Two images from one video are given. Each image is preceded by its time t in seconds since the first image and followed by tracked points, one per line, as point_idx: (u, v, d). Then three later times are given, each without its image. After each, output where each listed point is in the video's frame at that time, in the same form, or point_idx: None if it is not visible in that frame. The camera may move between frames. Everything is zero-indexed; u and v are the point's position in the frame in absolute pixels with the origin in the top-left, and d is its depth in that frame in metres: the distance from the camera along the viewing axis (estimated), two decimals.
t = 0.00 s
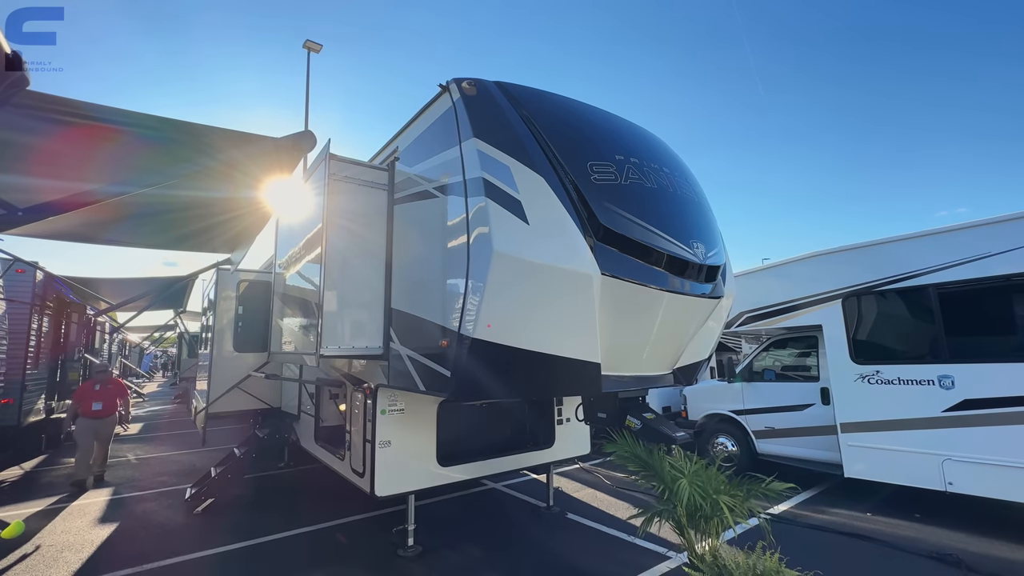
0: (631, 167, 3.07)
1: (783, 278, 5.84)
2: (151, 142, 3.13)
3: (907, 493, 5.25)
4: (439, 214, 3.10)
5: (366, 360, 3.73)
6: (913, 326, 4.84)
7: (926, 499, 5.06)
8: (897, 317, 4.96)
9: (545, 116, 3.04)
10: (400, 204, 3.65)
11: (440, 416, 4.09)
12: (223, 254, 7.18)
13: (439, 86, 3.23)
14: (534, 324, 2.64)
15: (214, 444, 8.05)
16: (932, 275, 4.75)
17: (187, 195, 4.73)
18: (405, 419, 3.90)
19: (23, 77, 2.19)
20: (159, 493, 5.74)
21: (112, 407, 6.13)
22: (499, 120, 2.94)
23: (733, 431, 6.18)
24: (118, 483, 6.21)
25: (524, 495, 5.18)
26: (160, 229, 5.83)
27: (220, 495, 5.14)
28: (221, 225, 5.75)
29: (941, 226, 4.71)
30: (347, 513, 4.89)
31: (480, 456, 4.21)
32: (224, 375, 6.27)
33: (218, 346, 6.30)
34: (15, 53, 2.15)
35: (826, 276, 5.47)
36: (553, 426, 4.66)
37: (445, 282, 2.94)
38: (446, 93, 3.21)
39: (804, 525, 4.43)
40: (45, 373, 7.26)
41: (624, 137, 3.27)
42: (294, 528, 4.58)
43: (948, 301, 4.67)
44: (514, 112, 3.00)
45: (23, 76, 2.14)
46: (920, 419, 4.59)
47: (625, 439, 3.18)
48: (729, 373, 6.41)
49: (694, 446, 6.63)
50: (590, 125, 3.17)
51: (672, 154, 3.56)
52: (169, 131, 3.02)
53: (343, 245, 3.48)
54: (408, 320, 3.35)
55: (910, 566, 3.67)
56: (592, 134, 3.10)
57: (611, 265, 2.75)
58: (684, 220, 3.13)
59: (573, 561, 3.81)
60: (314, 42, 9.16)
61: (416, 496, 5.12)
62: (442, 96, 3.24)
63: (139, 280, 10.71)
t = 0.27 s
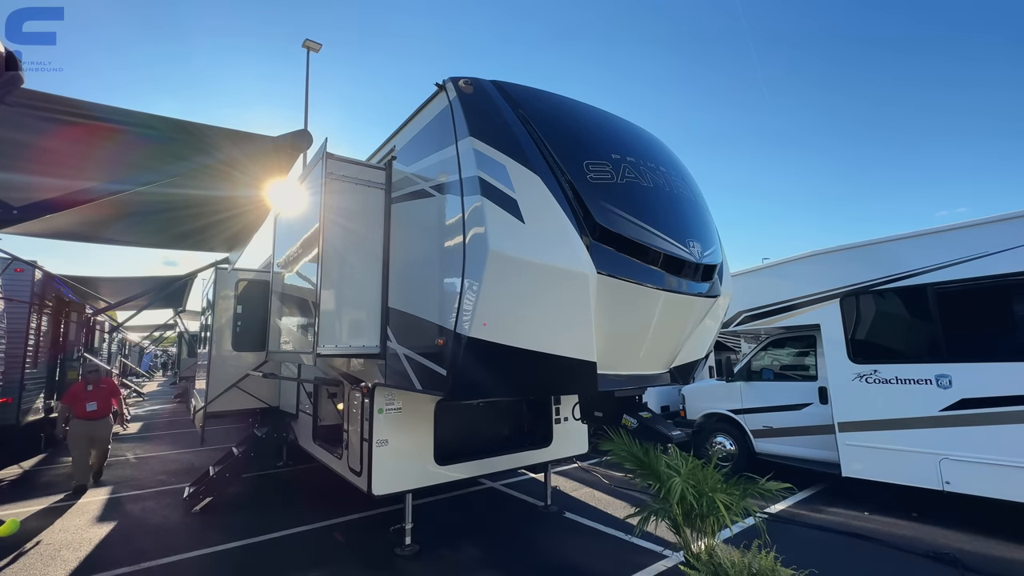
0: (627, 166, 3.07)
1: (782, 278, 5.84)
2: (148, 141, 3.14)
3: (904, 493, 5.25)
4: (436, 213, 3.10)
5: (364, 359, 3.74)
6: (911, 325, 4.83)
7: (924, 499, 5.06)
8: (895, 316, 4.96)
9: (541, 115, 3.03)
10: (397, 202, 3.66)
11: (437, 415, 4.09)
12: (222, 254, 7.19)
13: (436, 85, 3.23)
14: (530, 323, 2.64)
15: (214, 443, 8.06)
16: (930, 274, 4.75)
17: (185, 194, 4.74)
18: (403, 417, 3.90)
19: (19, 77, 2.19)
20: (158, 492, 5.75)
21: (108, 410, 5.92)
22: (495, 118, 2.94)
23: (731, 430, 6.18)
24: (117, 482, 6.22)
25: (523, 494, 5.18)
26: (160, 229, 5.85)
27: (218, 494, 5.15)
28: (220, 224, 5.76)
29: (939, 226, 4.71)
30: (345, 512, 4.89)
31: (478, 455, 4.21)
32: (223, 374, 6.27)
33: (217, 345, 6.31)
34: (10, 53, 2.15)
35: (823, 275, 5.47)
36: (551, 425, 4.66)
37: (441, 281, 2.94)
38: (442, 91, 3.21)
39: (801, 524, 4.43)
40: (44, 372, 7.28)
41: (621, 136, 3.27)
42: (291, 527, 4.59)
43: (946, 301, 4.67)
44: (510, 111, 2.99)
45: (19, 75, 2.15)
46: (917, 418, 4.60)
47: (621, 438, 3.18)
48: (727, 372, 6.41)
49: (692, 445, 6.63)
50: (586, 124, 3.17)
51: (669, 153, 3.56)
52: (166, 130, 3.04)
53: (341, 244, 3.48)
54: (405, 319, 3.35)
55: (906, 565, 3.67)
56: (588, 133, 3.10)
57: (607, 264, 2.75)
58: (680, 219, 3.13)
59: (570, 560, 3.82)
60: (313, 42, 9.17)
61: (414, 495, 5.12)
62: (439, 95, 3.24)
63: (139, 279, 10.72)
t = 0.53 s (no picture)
0: (623, 166, 3.07)
1: (780, 277, 5.83)
2: (144, 141, 3.13)
3: (903, 493, 5.24)
4: (432, 213, 3.10)
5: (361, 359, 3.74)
6: (909, 325, 4.83)
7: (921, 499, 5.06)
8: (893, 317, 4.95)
9: (537, 115, 3.03)
10: (394, 202, 3.65)
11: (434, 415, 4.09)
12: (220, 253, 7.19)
13: (432, 85, 3.22)
14: (525, 322, 2.64)
15: (212, 443, 8.06)
16: (928, 274, 4.75)
17: (183, 194, 4.75)
18: (399, 417, 3.90)
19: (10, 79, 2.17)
20: (156, 492, 5.76)
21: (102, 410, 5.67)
22: (491, 118, 2.94)
23: (728, 430, 6.17)
24: (115, 482, 6.23)
25: (520, 494, 5.19)
26: (158, 229, 5.86)
27: (216, 494, 5.15)
28: (218, 224, 5.76)
29: (937, 225, 4.70)
30: (343, 511, 4.90)
31: (476, 454, 4.20)
32: (220, 373, 6.27)
33: (215, 344, 6.32)
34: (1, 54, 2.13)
35: (821, 275, 5.46)
36: (548, 425, 4.66)
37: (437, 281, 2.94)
38: (438, 91, 3.21)
39: (799, 524, 4.42)
40: (43, 371, 7.28)
41: (616, 136, 3.27)
42: (289, 527, 4.59)
43: (944, 301, 4.67)
44: (505, 111, 2.99)
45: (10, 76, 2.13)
46: (915, 418, 4.59)
47: (617, 437, 3.18)
48: (725, 372, 6.40)
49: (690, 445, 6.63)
50: (582, 124, 3.17)
51: (665, 153, 3.56)
52: (162, 130, 3.02)
53: (338, 244, 3.48)
54: (402, 319, 3.35)
55: (904, 565, 3.66)
56: (584, 133, 3.10)
57: (602, 263, 2.75)
58: (676, 218, 3.13)
59: (566, 559, 3.82)
60: (313, 41, 9.16)
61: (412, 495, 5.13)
62: (434, 95, 3.24)
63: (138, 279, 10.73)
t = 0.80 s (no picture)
0: (619, 164, 3.05)
1: (779, 277, 5.81)
2: (139, 139, 3.12)
3: (902, 493, 5.22)
4: (428, 212, 3.09)
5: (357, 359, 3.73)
6: (909, 324, 4.81)
7: (920, 499, 5.04)
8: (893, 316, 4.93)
9: (532, 113, 3.02)
10: (390, 201, 3.64)
11: (431, 414, 4.08)
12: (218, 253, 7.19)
13: (427, 83, 3.21)
14: (519, 321, 2.63)
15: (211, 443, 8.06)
16: (928, 273, 4.73)
17: (180, 194, 4.74)
18: (396, 417, 3.88)
19: None
20: (153, 491, 5.76)
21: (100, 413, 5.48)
22: (486, 117, 2.92)
23: (727, 430, 6.15)
24: (114, 481, 6.23)
25: (518, 494, 5.17)
26: (156, 229, 5.85)
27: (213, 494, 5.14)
28: (216, 224, 5.75)
29: (937, 224, 4.68)
30: (340, 511, 4.89)
31: (473, 454, 4.19)
32: (218, 373, 6.27)
33: (213, 344, 6.32)
34: None
35: (820, 274, 5.44)
36: (546, 424, 4.64)
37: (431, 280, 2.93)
38: (433, 90, 3.19)
39: (798, 524, 4.40)
40: (42, 371, 7.28)
41: (612, 135, 3.25)
42: (285, 527, 4.58)
43: (944, 300, 4.64)
44: (500, 109, 2.98)
45: None
46: (914, 418, 4.57)
47: (613, 437, 3.16)
48: (724, 371, 6.38)
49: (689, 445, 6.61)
50: (578, 122, 3.15)
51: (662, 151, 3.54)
52: (156, 128, 3.00)
53: (333, 242, 3.47)
54: (397, 318, 3.34)
55: (903, 565, 3.64)
56: (580, 131, 3.09)
57: (598, 262, 2.74)
58: (672, 217, 3.11)
59: (563, 560, 3.80)
60: (312, 41, 9.14)
61: (409, 495, 5.11)
62: (430, 93, 3.22)
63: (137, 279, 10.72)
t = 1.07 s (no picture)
0: (616, 161, 3.02)
1: (780, 276, 5.77)
2: (132, 137, 3.10)
3: (905, 494, 5.17)
4: (423, 210, 3.06)
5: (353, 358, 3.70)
6: (911, 324, 4.76)
7: (923, 500, 5.00)
8: (895, 315, 4.88)
9: (529, 110, 2.99)
10: (386, 200, 3.60)
11: (428, 415, 4.04)
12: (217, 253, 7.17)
13: (422, 80, 3.17)
14: (515, 320, 2.59)
15: (210, 443, 8.03)
16: (930, 272, 4.68)
17: (176, 194, 4.72)
18: (392, 417, 3.85)
19: None
20: (151, 492, 5.73)
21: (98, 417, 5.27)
22: (481, 113, 2.89)
23: (728, 431, 6.10)
24: (111, 482, 6.21)
25: (517, 495, 5.13)
26: (154, 228, 5.83)
27: (211, 495, 5.11)
28: (214, 224, 5.73)
29: (939, 223, 4.64)
30: (337, 512, 4.86)
31: (470, 455, 4.15)
32: (216, 373, 6.26)
33: (211, 344, 6.30)
34: None
35: (822, 273, 5.40)
36: (544, 425, 4.60)
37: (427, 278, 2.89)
38: (428, 87, 3.15)
39: (799, 525, 4.36)
40: (40, 371, 7.28)
41: (610, 132, 3.21)
42: (282, 528, 4.55)
43: (946, 300, 4.60)
44: (496, 106, 2.94)
45: None
46: (916, 418, 4.52)
47: (611, 437, 3.13)
48: (724, 371, 6.33)
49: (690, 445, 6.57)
50: (575, 119, 3.12)
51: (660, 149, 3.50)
52: (149, 126, 2.98)
53: (329, 241, 3.44)
54: (393, 317, 3.30)
55: (905, 567, 3.60)
56: (577, 128, 3.05)
57: (595, 260, 2.70)
58: (671, 215, 3.07)
59: (561, 561, 3.76)
60: (312, 41, 9.12)
61: (407, 496, 5.08)
62: (425, 90, 3.19)
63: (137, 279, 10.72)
